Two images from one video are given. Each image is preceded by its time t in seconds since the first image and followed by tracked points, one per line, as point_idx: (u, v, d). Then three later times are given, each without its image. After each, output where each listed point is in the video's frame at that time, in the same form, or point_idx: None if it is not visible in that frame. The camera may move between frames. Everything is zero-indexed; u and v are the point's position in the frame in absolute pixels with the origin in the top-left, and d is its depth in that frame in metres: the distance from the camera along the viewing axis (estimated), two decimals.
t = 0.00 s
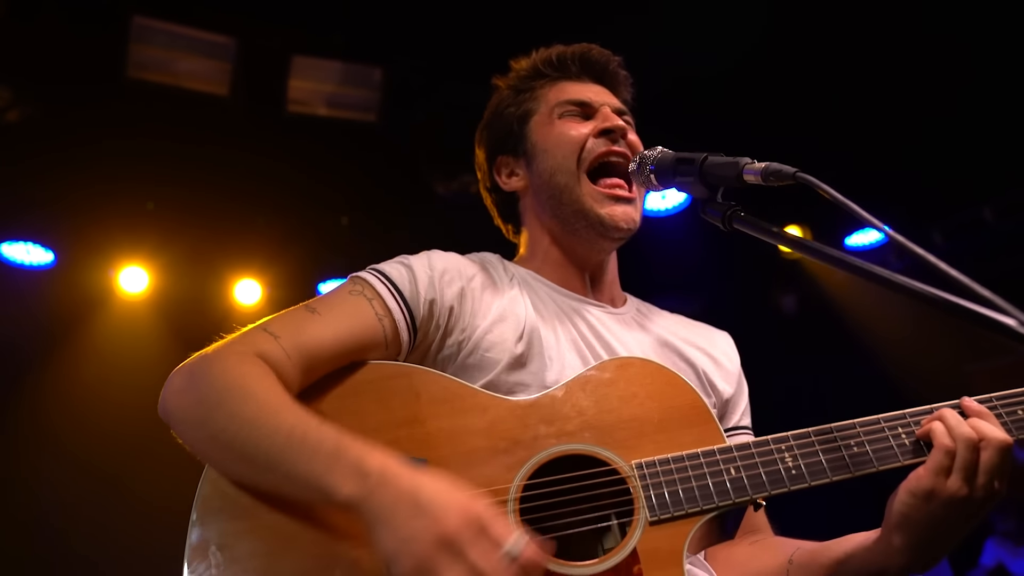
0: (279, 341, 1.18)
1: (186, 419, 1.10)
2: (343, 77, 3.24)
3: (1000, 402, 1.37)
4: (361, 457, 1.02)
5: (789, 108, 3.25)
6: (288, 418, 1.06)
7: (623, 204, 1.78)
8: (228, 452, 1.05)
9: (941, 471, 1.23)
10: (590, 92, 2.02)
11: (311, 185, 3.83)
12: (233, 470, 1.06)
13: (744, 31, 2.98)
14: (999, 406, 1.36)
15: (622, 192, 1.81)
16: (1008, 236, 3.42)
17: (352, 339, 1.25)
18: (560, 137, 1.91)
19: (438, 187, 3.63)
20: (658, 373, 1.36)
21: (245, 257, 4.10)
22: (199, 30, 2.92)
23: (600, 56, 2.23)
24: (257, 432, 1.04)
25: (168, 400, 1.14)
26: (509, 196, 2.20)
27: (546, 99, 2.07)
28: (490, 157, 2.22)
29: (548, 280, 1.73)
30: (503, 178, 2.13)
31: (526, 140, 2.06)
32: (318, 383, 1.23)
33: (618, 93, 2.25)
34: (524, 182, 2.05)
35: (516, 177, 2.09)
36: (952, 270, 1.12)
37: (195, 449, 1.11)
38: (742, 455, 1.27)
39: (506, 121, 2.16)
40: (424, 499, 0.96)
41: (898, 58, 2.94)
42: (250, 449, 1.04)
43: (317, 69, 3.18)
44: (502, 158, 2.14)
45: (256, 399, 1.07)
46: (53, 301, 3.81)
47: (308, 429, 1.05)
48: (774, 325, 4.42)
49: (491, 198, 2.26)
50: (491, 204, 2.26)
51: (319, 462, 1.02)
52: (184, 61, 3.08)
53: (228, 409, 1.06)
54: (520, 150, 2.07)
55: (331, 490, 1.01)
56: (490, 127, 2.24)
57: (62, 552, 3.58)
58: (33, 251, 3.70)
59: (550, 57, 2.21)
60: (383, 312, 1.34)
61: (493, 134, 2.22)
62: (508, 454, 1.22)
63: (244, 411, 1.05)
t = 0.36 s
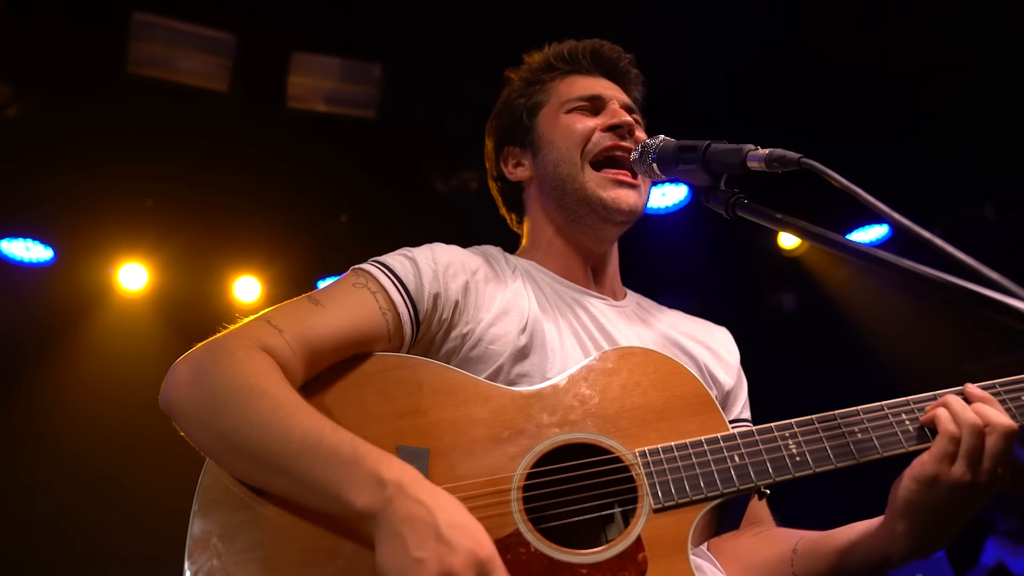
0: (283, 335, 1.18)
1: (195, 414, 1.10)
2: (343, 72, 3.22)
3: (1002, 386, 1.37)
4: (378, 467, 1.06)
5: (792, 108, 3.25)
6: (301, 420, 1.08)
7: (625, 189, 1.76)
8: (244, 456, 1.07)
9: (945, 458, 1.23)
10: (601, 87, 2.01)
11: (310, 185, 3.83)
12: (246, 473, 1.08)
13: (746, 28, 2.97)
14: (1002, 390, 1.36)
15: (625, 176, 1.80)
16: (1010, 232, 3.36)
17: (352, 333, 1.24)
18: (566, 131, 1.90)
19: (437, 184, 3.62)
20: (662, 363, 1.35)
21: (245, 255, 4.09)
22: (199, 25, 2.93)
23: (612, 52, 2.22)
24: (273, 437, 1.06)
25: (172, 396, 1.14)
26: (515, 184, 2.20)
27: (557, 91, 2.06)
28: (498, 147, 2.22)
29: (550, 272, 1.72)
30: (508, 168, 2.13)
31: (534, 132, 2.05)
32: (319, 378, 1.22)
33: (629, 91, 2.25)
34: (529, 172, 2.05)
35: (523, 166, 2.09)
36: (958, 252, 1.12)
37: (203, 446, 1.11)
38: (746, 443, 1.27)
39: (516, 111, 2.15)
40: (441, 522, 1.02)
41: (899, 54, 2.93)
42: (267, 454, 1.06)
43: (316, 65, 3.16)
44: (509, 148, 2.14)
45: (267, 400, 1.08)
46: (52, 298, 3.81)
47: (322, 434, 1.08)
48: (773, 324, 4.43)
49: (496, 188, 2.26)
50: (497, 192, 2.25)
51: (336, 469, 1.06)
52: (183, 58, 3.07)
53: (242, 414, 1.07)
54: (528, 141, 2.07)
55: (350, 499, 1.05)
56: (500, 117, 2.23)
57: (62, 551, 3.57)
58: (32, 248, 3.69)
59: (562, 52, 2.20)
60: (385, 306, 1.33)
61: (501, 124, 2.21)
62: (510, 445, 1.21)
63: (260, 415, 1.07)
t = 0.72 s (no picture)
0: (270, 318, 1.17)
1: (191, 396, 1.08)
2: (341, 70, 3.22)
3: (993, 378, 1.37)
4: (394, 387, 1.06)
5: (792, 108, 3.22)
6: (307, 367, 1.07)
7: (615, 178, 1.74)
8: (257, 415, 1.05)
9: (935, 449, 1.23)
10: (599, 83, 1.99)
11: (308, 183, 3.83)
12: (262, 433, 1.05)
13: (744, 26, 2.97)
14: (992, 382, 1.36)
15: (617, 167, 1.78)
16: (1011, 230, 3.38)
17: (339, 322, 1.24)
18: (559, 127, 1.88)
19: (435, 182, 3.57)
20: (650, 355, 1.35)
21: (243, 252, 4.09)
22: (196, 24, 2.92)
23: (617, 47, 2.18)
24: (283, 385, 1.04)
25: (161, 386, 1.11)
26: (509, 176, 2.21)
27: (556, 85, 2.05)
28: (496, 137, 2.22)
29: (538, 267, 1.72)
30: (503, 160, 2.15)
31: (530, 125, 2.04)
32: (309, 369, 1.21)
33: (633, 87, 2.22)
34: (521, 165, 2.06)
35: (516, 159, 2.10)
36: (945, 243, 1.10)
37: (204, 428, 1.08)
38: (733, 435, 1.27)
39: (515, 102, 2.15)
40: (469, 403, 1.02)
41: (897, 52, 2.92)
42: (282, 404, 1.04)
43: (314, 63, 3.15)
44: (505, 140, 2.15)
45: (268, 356, 1.07)
46: (49, 296, 3.81)
47: (332, 373, 1.07)
48: (772, 323, 4.42)
49: (495, 181, 2.26)
50: (492, 182, 2.27)
51: (353, 402, 1.04)
52: (181, 57, 3.06)
53: (247, 370, 1.05)
54: (522, 135, 2.07)
55: (377, 425, 1.03)
56: (499, 106, 2.23)
57: (60, 549, 3.58)
58: (29, 247, 3.69)
59: (566, 44, 2.18)
60: (371, 295, 1.33)
61: (500, 113, 2.21)
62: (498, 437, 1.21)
63: (266, 370, 1.05)
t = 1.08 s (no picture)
0: (270, 322, 1.19)
1: (193, 389, 1.08)
2: (340, 73, 3.22)
3: (981, 389, 1.37)
4: (402, 337, 1.16)
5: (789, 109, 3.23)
6: (313, 338, 1.14)
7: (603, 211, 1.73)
8: (267, 390, 1.08)
9: (924, 456, 1.24)
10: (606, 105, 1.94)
11: (305, 185, 3.84)
12: (272, 408, 1.09)
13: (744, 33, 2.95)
14: (980, 393, 1.36)
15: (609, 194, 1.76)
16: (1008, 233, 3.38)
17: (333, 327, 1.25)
18: (556, 144, 1.86)
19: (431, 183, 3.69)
20: (640, 363, 1.36)
21: (240, 255, 4.11)
22: (194, 26, 2.92)
23: (634, 67, 2.12)
24: (297, 352, 1.11)
25: (160, 385, 1.11)
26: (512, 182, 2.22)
27: (564, 99, 2.02)
28: (502, 140, 2.23)
29: (527, 280, 1.71)
30: (505, 165, 2.17)
31: (533, 134, 2.04)
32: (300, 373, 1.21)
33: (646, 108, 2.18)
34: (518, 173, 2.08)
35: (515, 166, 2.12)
36: (930, 255, 1.13)
37: (206, 420, 1.09)
38: (723, 443, 1.27)
39: (523, 109, 2.15)
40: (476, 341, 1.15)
41: (896, 57, 2.91)
42: (297, 372, 1.09)
43: (313, 65, 3.16)
44: (509, 145, 2.17)
45: (273, 337, 1.12)
46: (47, 298, 3.80)
47: (338, 338, 1.15)
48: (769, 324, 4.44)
49: (500, 189, 2.27)
50: (497, 189, 2.28)
51: (366, 357, 1.12)
52: (179, 58, 3.07)
53: (257, 348, 1.10)
54: (523, 144, 2.08)
55: (393, 366, 1.13)
56: (510, 109, 2.23)
57: (60, 543, 3.54)
58: (27, 248, 3.69)
59: (581, 55, 2.13)
60: (365, 301, 1.33)
61: (510, 118, 2.22)
62: (491, 443, 1.21)
63: (276, 346, 1.11)
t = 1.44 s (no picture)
0: (279, 315, 1.19)
1: (191, 383, 1.09)
2: (354, 69, 3.22)
3: None
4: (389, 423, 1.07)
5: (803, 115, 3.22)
6: (307, 384, 1.08)
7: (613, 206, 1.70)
8: (248, 421, 1.06)
9: (984, 473, 1.24)
10: (617, 103, 1.95)
11: (316, 182, 3.86)
12: (249, 440, 1.07)
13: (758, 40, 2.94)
14: None
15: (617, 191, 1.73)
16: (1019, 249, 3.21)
17: (347, 317, 1.25)
18: (568, 142, 1.86)
19: (442, 182, 3.70)
20: (654, 367, 1.36)
21: (250, 249, 4.10)
22: (209, 20, 2.94)
23: (643, 66, 2.14)
24: (280, 401, 1.05)
25: (162, 372, 1.13)
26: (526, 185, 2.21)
27: (575, 99, 2.03)
28: (516, 144, 2.24)
29: (542, 280, 1.71)
30: (519, 167, 2.15)
31: (546, 135, 2.05)
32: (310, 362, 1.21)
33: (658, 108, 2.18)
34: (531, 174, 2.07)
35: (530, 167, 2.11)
36: (938, 266, 1.13)
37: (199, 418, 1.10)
38: (733, 452, 1.27)
39: (536, 113, 2.16)
40: (450, 476, 1.00)
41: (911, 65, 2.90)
42: (275, 420, 1.05)
43: (327, 61, 3.17)
44: (522, 149, 2.17)
45: (269, 364, 1.08)
46: (59, 288, 3.81)
47: (328, 396, 1.08)
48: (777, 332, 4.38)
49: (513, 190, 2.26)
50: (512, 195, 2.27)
51: (346, 427, 1.05)
52: (195, 52, 3.08)
53: (247, 377, 1.07)
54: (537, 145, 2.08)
55: (360, 455, 1.04)
56: (522, 119, 2.25)
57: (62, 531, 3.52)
58: (40, 236, 3.71)
59: (591, 58, 2.16)
60: (378, 294, 1.34)
61: (522, 123, 2.23)
62: (498, 440, 1.21)
63: (265, 381, 1.06)
